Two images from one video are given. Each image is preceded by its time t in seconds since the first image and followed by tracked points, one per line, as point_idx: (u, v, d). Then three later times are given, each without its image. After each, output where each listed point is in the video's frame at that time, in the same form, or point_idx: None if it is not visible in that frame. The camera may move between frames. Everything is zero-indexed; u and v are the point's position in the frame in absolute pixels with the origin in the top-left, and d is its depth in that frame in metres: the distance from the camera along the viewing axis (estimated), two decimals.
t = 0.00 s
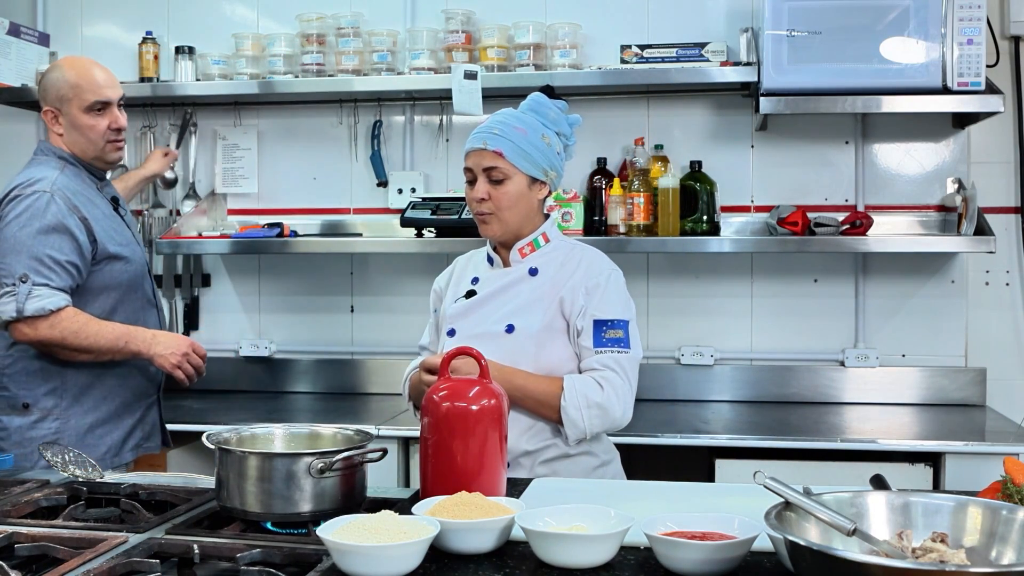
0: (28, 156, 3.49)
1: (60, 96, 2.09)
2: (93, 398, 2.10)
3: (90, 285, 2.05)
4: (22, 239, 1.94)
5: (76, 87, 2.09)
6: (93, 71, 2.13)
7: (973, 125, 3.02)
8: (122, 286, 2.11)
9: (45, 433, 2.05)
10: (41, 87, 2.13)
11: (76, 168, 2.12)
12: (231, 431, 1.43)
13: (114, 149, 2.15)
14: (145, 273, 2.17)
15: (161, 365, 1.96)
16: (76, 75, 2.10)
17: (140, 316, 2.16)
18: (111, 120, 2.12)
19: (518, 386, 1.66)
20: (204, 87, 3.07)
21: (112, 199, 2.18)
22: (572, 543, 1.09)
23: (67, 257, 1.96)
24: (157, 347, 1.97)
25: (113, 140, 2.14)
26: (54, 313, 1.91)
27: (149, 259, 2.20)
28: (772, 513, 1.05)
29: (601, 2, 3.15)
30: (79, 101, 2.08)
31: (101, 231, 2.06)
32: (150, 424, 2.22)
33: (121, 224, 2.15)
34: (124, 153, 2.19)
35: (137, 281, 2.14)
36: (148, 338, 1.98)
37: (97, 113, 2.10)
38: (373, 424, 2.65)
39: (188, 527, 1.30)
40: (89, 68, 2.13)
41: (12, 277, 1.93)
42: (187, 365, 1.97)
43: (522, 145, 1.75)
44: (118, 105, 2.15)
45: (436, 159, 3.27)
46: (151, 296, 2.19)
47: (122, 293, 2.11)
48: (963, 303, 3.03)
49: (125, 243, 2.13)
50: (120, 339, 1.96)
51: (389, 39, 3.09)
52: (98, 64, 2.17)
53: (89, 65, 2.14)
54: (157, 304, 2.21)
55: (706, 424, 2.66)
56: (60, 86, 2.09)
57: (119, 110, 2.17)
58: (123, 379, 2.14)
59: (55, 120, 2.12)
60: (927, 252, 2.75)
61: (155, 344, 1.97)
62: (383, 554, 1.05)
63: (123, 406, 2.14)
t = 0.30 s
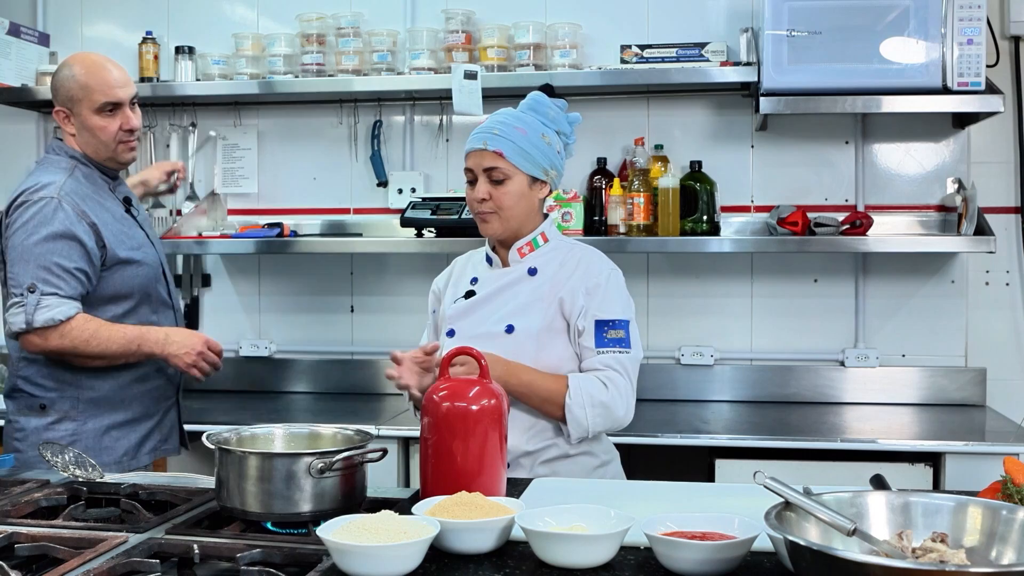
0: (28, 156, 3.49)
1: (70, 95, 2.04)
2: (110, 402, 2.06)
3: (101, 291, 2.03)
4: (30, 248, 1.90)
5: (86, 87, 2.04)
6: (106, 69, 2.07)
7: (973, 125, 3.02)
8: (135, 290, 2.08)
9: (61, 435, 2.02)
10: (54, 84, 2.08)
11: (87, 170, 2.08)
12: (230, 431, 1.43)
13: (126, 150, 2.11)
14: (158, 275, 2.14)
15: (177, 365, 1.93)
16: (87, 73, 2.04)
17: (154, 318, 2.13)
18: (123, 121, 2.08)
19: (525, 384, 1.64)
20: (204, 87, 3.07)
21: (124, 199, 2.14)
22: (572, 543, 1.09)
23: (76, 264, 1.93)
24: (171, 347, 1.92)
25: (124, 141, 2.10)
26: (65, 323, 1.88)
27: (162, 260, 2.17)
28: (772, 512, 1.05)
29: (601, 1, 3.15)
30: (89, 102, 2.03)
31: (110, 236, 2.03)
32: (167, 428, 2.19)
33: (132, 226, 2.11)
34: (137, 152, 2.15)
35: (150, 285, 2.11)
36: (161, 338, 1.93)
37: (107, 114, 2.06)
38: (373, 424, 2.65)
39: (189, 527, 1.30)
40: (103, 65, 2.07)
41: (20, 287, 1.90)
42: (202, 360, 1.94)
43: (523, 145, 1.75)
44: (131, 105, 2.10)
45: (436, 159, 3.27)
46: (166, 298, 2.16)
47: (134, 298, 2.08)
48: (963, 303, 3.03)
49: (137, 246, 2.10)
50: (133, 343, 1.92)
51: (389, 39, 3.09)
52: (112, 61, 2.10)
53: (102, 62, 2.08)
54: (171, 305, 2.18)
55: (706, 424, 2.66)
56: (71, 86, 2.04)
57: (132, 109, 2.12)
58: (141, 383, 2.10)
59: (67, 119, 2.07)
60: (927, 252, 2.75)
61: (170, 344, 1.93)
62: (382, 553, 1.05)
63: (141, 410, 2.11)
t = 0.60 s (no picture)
0: (27, 156, 3.49)
1: (79, 93, 2.02)
2: (113, 411, 2.01)
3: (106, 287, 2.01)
4: (30, 244, 1.89)
5: (95, 85, 2.02)
6: (115, 67, 2.05)
7: (973, 125, 3.02)
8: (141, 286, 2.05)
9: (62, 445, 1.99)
10: (65, 81, 2.07)
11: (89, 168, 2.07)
12: (230, 430, 1.43)
13: (131, 152, 2.08)
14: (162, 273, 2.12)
15: (201, 312, 1.92)
16: (97, 71, 2.02)
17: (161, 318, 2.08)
18: (130, 122, 2.05)
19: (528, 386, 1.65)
20: (204, 87, 3.07)
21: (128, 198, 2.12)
22: (572, 543, 1.09)
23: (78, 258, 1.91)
24: (196, 300, 1.91)
25: (129, 141, 2.07)
26: (79, 311, 1.85)
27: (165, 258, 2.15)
28: (772, 512, 1.05)
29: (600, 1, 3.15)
30: (96, 100, 2.01)
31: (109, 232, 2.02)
32: (180, 437, 2.12)
33: (134, 225, 2.09)
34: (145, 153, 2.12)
35: (154, 282, 2.08)
36: (181, 297, 1.90)
37: (114, 114, 2.03)
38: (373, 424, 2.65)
39: (189, 527, 1.30)
40: (114, 64, 2.05)
41: (26, 284, 1.88)
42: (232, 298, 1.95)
43: (522, 145, 1.75)
44: (139, 106, 2.07)
45: (436, 159, 3.27)
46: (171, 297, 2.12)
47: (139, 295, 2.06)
48: (963, 303, 3.03)
49: (140, 244, 2.08)
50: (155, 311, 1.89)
51: (389, 39, 3.09)
52: (124, 60, 2.08)
53: (114, 60, 2.06)
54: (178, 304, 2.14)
55: (706, 424, 2.66)
56: (80, 83, 2.02)
57: (142, 109, 2.09)
58: (145, 391, 2.05)
59: (75, 116, 2.05)
60: (927, 251, 2.75)
61: (187, 296, 1.91)
62: (382, 553, 1.05)
63: (147, 419, 2.05)
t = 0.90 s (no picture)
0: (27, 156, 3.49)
1: (109, 92, 1.88)
2: (89, 421, 1.84)
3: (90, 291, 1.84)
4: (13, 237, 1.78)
5: (127, 83, 1.87)
6: (149, 66, 1.89)
7: (973, 125, 3.02)
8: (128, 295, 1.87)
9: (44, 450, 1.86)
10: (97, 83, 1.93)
11: (103, 168, 1.92)
12: (230, 430, 1.43)
13: (161, 155, 1.91)
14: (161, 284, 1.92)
15: (165, 315, 1.63)
16: (130, 70, 1.87)
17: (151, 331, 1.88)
18: (161, 123, 1.88)
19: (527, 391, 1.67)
20: (204, 87, 3.07)
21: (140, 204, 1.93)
22: (572, 543, 1.09)
23: (56, 254, 1.77)
24: (150, 301, 1.64)
25: (160, 145, 1.90)
26: (36, 300, 1.68)
27: (172, 269, 1.94)
28: (772, 513, 1.04)
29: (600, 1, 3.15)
30: (128, 99, 1.86)
31: (101, 237, 1.86)
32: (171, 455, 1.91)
33: (136, 232, 1.91)
34: (177, 159, 1.95)
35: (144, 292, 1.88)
36: (135, 293, 1.65)
37: (144, 114, 1.87)
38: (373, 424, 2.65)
39: (189, 527, 1.30)
40: (149, 63, 1.90)
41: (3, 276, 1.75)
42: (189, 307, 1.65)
43: (505, 144, 1.76)
44: (171, 107, 1.91)
45: (436, 159, 3.27)
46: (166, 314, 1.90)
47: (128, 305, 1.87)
48: (963, 303, 3.03)
49: (135, 252, 1.89)
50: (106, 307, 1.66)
51: (389, 39, 3.09)
52: (160, 60, 1.93)
53: (149, 59, 1.91)
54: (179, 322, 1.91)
55: (706, 424, 2.66)
56: (111, 82, 1.88)
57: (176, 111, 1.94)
58: (126, 403, 1.86)
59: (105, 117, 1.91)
60: (927, 251, 2.75)
61: (150, 292, 1.65)
62: (383, 553, 1.05)
63: (128, 433, 1.86)
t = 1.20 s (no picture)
0: (27, 157, 3.49)
1: (191, 94, 1.85)
2: (116, 416, 1.84)
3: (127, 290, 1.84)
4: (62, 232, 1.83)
5: (211, 85, 1.84)
6: (237, 72, 1.87)
7: (973, 125, 3.02)
8: (158, 295, 1.84)
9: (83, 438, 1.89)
10: (181, 83, 1.91)
11: (166, 169, 1.90)
12: (230, 430, 1.43)
13: (237, 160, 1.86)
14: (194, 286, 1.86)
15: (171, 346, 1.66)
16: (214, 73, 1.85)
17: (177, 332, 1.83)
18: (240, 128, 1.84)
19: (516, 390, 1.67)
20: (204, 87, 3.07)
21: (190, 204, 1.87)
22: (572, 543, 1.09)
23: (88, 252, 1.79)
24: (161, 327, 1.66)
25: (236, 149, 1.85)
26: (62, 304, 1.73)
27: (210, 272, 1.87)
28: (772, 512, 1.05)
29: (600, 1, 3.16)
30: (211, 101, 1.83)
31: (140, 235, 1.84)
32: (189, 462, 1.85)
33: (178, 232, 1.86)
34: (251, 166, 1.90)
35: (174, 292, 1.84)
36: (150, 317, 1.67)
37: (224, 116, 1.83)
38: (373, 424, 2.65)
39: (189, 527, 1.30)
40: (232, 66, 1.87)
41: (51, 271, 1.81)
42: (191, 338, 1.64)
43: (502, 144, 1.76)
44: (252, 113, 1.87)
45: (436, 159, 3.27)
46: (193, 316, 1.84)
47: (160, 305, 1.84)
48: (963, 303, 3.03)
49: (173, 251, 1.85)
50: (121, 325, 1.69)
51: (389, 39, 3.09)
52: (245, 64, 1.90)
53: (234, 63, 1.88)
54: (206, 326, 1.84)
55: (706, 424, 2.66)
56: (195, 84, 1.85)
57: (257, 120, 1.90)
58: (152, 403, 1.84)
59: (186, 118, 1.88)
60: (927, 251, 2.75)
61: (159, 322, 1.66)
62: (383, 553, 1.05)
63: (150, 433, 1.84)
